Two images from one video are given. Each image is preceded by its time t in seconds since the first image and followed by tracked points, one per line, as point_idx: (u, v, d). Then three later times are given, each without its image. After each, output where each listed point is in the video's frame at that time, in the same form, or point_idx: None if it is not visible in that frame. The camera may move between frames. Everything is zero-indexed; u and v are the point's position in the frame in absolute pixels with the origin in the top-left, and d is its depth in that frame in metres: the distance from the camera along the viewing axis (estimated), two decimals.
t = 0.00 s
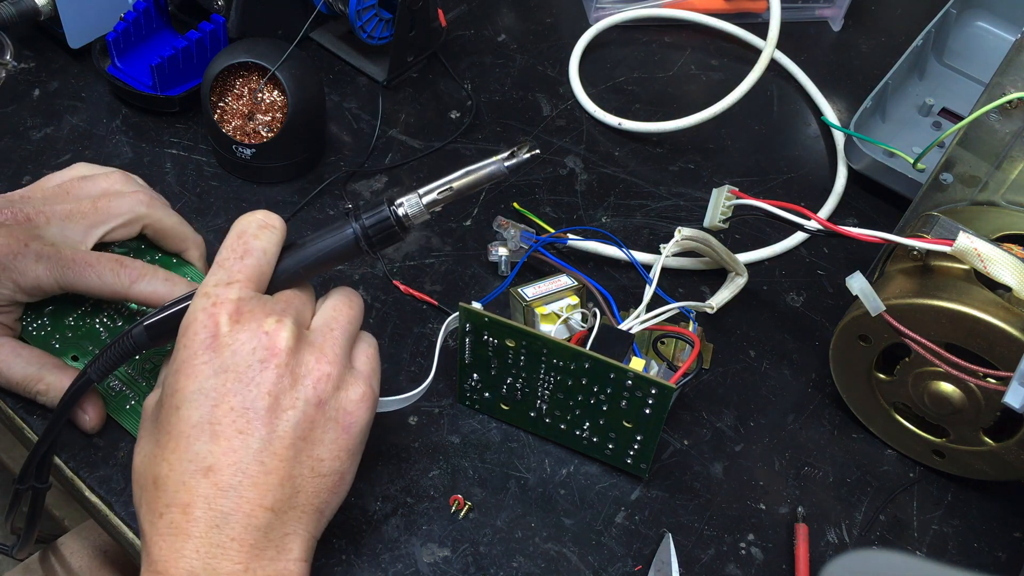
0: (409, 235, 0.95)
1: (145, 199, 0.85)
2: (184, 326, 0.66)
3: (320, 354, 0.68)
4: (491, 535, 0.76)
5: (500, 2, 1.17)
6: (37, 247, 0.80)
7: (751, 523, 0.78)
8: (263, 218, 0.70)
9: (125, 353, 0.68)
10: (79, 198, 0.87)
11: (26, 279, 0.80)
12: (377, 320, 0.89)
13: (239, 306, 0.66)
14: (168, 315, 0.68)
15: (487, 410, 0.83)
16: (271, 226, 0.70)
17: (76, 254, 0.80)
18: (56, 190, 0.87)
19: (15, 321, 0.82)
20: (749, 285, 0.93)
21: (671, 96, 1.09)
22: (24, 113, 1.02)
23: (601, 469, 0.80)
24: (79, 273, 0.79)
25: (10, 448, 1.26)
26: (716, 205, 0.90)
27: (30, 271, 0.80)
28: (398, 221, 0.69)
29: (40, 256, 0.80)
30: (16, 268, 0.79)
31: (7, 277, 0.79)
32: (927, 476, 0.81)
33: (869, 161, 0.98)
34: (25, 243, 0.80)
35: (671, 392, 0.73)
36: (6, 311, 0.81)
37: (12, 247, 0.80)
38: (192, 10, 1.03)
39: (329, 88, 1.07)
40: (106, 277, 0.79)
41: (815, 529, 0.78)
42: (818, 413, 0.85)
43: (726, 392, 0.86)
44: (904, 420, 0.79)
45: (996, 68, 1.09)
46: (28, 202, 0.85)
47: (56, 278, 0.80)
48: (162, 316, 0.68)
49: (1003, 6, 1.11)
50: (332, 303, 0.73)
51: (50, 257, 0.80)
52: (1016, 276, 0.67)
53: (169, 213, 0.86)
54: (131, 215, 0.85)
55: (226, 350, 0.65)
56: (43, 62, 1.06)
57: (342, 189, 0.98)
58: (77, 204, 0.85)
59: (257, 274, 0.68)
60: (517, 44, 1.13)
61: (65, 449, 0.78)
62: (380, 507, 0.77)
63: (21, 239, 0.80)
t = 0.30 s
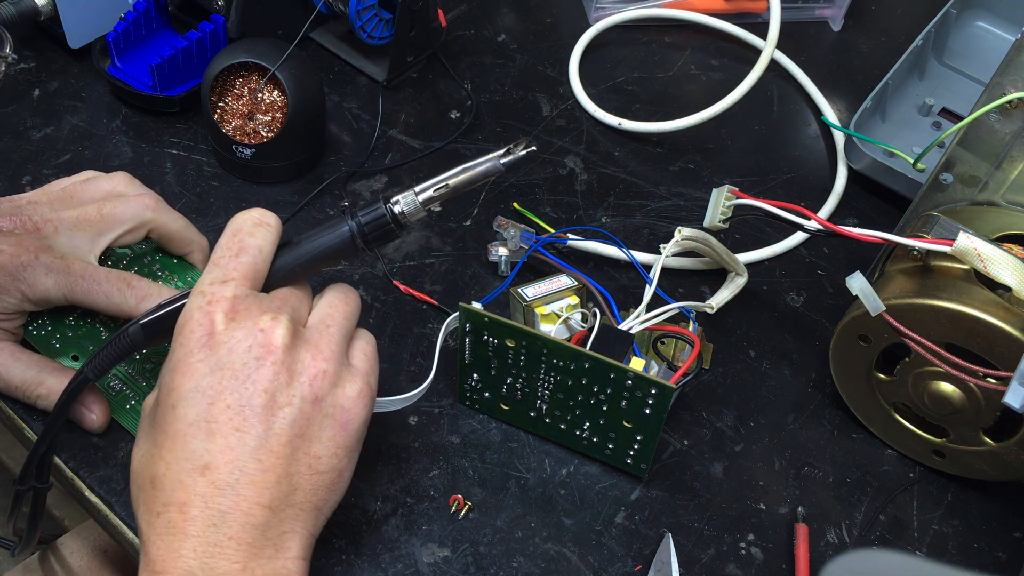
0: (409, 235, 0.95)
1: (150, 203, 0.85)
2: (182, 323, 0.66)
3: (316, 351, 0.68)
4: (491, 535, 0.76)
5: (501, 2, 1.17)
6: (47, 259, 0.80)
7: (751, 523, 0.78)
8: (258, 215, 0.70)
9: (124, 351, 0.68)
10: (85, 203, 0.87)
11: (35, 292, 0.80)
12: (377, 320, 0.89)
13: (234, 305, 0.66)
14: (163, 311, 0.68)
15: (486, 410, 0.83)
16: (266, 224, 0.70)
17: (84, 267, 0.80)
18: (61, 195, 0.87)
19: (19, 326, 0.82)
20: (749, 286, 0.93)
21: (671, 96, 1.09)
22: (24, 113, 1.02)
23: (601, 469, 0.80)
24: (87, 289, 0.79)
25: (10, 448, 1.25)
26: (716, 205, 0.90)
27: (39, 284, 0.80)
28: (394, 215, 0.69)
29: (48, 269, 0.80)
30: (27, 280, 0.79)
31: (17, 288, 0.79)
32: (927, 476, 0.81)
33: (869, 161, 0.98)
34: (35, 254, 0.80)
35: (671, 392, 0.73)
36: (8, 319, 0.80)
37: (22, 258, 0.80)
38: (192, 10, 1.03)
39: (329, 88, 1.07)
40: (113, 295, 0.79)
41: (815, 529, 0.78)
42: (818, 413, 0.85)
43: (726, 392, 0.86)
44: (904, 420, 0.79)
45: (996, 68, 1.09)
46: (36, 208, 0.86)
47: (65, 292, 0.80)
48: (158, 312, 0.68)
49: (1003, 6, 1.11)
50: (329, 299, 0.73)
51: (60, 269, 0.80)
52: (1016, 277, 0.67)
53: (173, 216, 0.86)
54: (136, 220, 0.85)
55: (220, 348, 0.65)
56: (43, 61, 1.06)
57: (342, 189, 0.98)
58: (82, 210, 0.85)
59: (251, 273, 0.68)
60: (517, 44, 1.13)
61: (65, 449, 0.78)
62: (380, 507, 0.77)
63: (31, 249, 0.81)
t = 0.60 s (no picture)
0: (409, 235, 0.95)
1: (152, 203, 0.85)
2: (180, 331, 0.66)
3: (314, 359, 0.68)
4: (491, 535, 0.76)
5: (501, 2, 1.17)
6: (48, 261, 0.80)
7: (751, 523, 0.78)
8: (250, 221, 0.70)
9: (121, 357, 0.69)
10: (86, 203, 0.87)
11: (38, 294, 0.80)
12: (377, 320, 0.89)
13: (229, 313, 0.66)
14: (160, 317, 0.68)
15: (486, 410, 0.83)
16: (258, 229, 0.70)
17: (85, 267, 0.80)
18: (60, 194, 0.87)
19: (20, 329, 0.82)
20: (750, 285, 0.93)
21: (672, 96, 1.09)
22: (24, 113, 1.02)
23: (601, 469, 0.80)
24: (90, 289, 0.79)
25: (9, 449, 1.25)
26: (716, 205, 0.90)
27: (42, 286, 0.79)
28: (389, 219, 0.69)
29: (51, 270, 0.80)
30: (29, 282, 0.79)
31: (19, 290, 0.79)
32: (927, 477, 0.81)
33: (869, 161, 0.98)
34: (36, 256, 0.80)
35: (671, 392, 0.73)
36: (8, 322, 0.80)
37: (24, 260, 0.80)
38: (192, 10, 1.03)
39: (329, 88, 1.07)
40: (116, 293, 0.79)
41: (815, 529, 0.78)
42: (818, 413, 0.85)
43: (726, 392, 0.86)
44: (904, 420, 0.79)
45: (996, 68, 1.09)
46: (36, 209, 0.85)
47: (68, 292, 0.80)
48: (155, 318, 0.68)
49: (1003, 6, 1.11)
50: (324, 303, 0.73)
51: (61, 270, 0.80)
52: (1016, 276, 0.67)
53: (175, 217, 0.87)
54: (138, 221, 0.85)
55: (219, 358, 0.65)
56: (43, 61, 1.06)
57: (342, 189, 0.98)
58: (84, 211, 0.84)
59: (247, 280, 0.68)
60: (517, 44, 1.13)
61: (65, 449, 0.78)
62: (380, 507, 0.77)
63: (32, 251, 0.81)
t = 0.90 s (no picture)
0: (409, 235, 0.95)
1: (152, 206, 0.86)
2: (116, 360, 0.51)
3: (276, 411, 0.50)
4: (491, 535, 0.76)
5: (501, 2, 1.17)
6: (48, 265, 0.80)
7: (751, 523, 0.78)
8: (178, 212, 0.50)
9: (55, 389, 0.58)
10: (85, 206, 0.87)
11: (38, 299, 0.80)
12: (377, 321, 0.89)
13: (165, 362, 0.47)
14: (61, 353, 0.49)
15: (486, 410, 0.82)
16: (174, 222, 0.49)
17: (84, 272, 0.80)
18: (58, 197, 0.88)
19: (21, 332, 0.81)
20: (749, 285, 0.93)
21: (672, 96, 1.09)
22: (24, 113, 1.02)
23: (601, 469, 0.80)
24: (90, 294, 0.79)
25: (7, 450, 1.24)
26: (716, 205, 0.90)
27: (41, 291, 0.79)
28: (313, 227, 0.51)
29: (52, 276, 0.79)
30: (28, 287, 0.79)
31: (20, 295, 0.80)
32: (927, 477, 0.81)
33: (869, 161, 0.98)
34: (36, 261, 0.80)
35: (671, 392, 0.73)
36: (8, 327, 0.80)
37: (23, 265, 0.79)
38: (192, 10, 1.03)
39: (329, 88, 1.07)
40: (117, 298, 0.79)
41: (815, 529, 0.78)
42: (818, 413, 0.85)
43: (726, 392, 0.86)
44: (904, 420, 0.79)
45: (996, 68, 1.09)
46: (36, 213, 0.86)
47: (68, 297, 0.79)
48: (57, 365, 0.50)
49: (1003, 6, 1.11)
50: (279, 316, 0.54)
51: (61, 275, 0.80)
52: (1016, 276, 0.67)
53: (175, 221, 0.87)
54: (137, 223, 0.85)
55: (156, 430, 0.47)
56: (43, 61, 1.06)
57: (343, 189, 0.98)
58: (83, 214, 0.85)
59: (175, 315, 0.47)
60: (517, 44, 1.13)
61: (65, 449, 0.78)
62: (380, 507, 0.77)
63: (32, 256, 0.80)
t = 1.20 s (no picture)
0: (409, 235, 0.95)
1: (151, 208, 0.85)
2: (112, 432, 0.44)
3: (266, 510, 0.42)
4: (491, 535, 0.76)
5: (501, 2, 1.17)
6: (48, 268, 0.80)
7: (751, 523, 0.78)
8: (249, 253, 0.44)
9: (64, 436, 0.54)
10: (85, 207, 0.88)
11: (39, 302, 0.80)
12: (377, 321, 0.89)
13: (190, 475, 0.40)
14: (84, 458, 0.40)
15: (486, 411, 0.82)
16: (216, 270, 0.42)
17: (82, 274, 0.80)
18: (58, 198, 0.88)
19: (21, 334, 0.82)
20: (749, 285, 0.93)
21: (672, 96, 1.09)
22: (24, 113, 1.02)
23: (601, 469, 0.80)
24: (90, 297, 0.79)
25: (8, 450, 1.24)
26: (716, 205, 0.90)
27: (42, 293, 0.79)
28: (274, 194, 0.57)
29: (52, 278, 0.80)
30: (29, 290, 0.79)
31: (19, 299, 0.79)
32: (927, 477, 0.81)
33: (869, 161, 0.98)
34: (36, 264, 0.80)
35: (671, 392, 0.73)
36: (8, 329, 0.80)
37: (23, 268, 0.80)
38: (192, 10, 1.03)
39: (329, 88, 1.07)
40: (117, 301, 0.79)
41: (815, 529, 0.78)
42: (818, 413, 0.85)
43: (726, 392, 0.86)
44: (904, 420, 0.79)
45: (996, 68, 1.09)
46: (35, 215, 0.86)
47: (69, 300, 0.80)
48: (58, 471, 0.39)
49: (1003, 5, 1.11)
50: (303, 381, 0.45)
51: (60, 277, 0.80)
52: (1016, 276, 0.67)
53: (175, 221, 0.87)
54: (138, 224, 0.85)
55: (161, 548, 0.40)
56: (43, 61, 1.06)
57: (343, 189, 0.98)
58: (82, 216, 0.85)
59: (229, 405, 0.40)
60: (517, 44, 1.13)
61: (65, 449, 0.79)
62: (380, 507, 0.77)
63: (32, 258, 0.81)
